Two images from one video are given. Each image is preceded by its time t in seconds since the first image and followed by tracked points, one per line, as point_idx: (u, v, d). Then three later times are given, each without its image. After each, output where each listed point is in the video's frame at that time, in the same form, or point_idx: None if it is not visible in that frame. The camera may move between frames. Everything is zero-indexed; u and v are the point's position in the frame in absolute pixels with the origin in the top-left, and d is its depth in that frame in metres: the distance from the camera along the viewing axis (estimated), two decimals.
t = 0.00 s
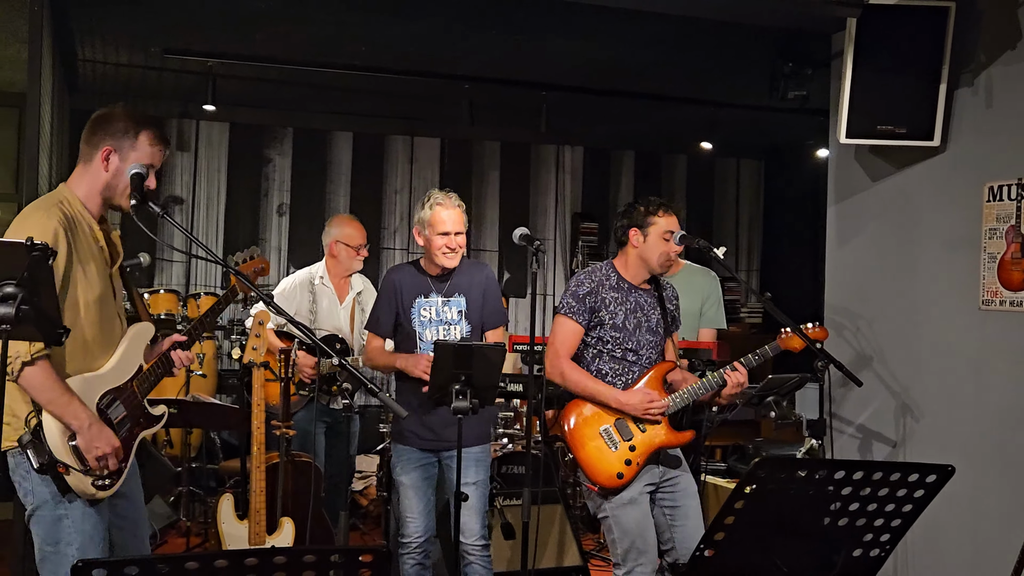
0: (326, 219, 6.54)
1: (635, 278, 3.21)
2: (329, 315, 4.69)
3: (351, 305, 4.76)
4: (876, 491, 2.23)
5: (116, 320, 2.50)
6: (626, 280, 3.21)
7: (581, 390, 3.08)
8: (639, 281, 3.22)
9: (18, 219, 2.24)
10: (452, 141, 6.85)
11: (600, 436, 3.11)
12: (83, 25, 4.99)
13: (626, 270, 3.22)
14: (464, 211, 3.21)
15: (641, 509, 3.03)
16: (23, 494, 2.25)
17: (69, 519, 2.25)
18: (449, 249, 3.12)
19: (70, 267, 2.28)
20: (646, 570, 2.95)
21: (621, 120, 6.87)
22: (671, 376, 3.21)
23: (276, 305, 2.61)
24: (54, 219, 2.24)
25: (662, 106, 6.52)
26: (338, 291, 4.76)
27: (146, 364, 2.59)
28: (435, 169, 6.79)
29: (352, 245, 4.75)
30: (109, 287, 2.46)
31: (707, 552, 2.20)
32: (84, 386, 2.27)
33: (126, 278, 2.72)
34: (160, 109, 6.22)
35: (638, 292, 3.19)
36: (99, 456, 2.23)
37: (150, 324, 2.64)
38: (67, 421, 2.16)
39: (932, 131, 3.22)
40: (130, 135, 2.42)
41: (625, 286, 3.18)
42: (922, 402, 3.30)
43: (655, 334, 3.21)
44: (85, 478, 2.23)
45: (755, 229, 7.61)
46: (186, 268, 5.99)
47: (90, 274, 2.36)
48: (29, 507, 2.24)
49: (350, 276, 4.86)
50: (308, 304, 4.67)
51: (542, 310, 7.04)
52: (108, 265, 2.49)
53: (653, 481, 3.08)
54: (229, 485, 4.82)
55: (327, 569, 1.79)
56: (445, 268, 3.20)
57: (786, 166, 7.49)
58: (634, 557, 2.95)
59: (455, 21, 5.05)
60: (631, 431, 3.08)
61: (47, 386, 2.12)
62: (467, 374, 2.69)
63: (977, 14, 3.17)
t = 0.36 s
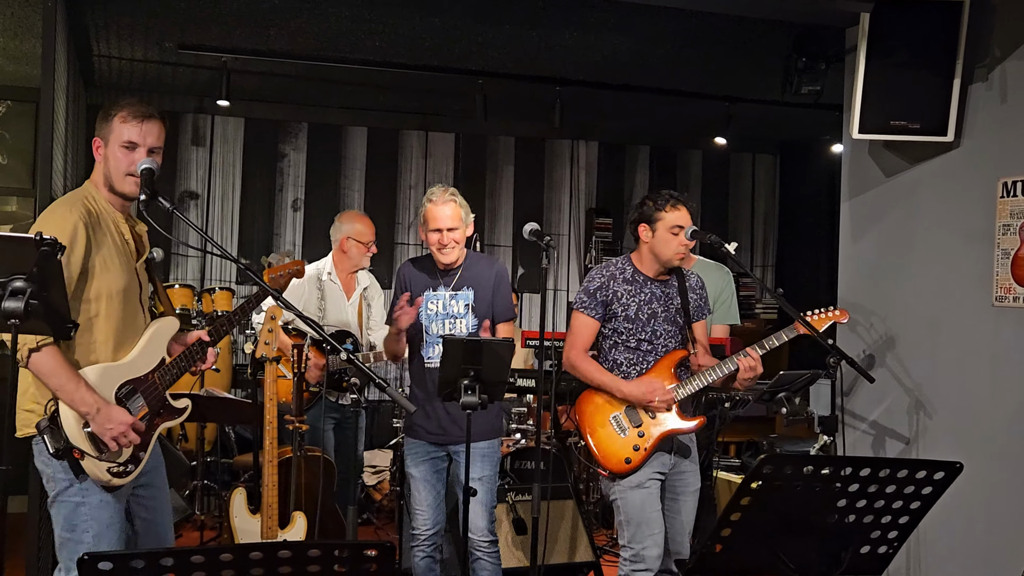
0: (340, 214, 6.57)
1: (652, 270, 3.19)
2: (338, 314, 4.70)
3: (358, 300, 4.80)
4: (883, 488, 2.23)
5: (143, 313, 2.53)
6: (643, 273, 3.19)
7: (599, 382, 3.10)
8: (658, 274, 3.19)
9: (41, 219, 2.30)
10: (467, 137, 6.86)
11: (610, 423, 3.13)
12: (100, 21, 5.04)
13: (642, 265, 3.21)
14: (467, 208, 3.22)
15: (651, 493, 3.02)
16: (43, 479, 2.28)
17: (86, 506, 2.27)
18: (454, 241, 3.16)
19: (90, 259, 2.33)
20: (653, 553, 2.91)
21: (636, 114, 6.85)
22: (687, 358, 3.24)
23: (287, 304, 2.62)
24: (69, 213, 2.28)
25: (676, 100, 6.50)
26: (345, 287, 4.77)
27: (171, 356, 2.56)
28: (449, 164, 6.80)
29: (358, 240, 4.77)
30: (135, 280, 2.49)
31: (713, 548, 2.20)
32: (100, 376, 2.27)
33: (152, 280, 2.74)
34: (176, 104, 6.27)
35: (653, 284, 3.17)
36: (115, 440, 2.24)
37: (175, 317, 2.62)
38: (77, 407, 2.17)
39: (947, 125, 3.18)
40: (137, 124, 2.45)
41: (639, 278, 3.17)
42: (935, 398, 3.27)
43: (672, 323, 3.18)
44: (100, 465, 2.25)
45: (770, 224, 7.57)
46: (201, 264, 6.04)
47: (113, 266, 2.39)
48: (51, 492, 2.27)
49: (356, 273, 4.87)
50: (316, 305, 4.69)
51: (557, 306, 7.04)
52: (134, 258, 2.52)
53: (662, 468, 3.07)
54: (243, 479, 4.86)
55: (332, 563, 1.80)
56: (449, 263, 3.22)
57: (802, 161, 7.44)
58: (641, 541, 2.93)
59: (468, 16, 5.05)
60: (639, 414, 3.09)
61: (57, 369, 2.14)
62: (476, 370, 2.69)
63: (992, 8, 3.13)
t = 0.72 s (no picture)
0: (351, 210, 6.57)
1: (671, 275, 3.18)
2: (345, 310, 4.70)
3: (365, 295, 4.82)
4: (891, 484, 2.21)
5: (164, 311, 2.53)
6: (660, 277, 3.19)
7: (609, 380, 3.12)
8: (677, 277, 3.19)
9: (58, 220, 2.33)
10: (477, 131, 6.85)
11: (617, 418, 3.19)
12: (110, 17, 5.06)
13: (660, 271, 3.21)
14: (491, 207, 3.22)
15: (668, 482, 2.99)
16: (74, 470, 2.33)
17: (108, 495, 2.29)
18: (469, 238, 3.15)
19: (105, 261, 2.33)
20: (678, 542, 2.87)
21: (647, 108, 6.82)
22: (698, 358, 3.22)
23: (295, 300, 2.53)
24: (84, 214, 2.29)
25: (687, 95, 6.47)
26: (351, 284, 4.75)
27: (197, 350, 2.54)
28: (459, 159, 6.80)
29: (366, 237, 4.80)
30: (155, 279, 2.49)
31: (721, 543, 2.19)
32: (117, 373, 2.30)
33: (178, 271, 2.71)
34: (187, 99, 6.29)
35: (671, 287, 3.16)
36: (129, 434, 2.26)
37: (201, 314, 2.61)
38: (91, 400, 2.20)
39: (958, 120, 3.16)
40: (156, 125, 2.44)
41: (658, 281, 3.17)
42: (946, 394, 3.24)
43: (685, 325, 3.19)
44: (117, 456, 2.27)
45: (782, 219, 7.53)
46: (211, 259, 6.07)
47: (128, 267, 2.39)
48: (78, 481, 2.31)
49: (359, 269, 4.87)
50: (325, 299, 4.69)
51: (567, 301, 7.03)
52: (153, 258, 2.53)
53: (676, 460, 3.06)
54: (253, 474, 4.89)
55: (335, 559, 1.81)
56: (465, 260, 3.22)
57: (814, 155, 7.39)
58: (664, 529, 2.89)
59: (478, 10, 5.04)
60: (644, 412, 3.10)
61: (71, 363, 2.17)
62: (483, 365, 2.69)
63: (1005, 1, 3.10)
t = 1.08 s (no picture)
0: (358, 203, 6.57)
1: (691, 278, 3.16)
2: (351, 303, 4.70)
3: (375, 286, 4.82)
4: (896, 479, 2.20)
5: (167, 302, 2.53)
6: (682, 281, 3.16)
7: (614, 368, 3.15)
8: (696, 281, 3.16)
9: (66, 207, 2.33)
10: (484, 124, 6.83)
11: (622, 414, 3.18)
12: (115, 10, 5.06)
13: (681, 270, 3.18)
14: (485, 197, 3.19)
15: (680, 473, 2.98)
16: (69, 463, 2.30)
17: (109, 486, 2.27)
18: (461, 228, 3.14)
19: (112, 250, 2.34)
20: (698, 529, 2.82)
21: (655, 102, 6.79)
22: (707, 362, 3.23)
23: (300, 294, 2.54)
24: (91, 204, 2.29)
25: (694, 88, 6.44)
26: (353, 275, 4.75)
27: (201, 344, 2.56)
28: (466, 152, 6.79)
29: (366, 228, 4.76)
30: (160, 269, 2.50)
31: (723, 538, 2.19)
32: (123, 357, 2.31)
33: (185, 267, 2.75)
34: (193, 92, 6.29)
35: (688, 289, 3.14)
36: (132, 422, 2.27)
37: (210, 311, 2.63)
38: (97, 387, 2.21)
39: (966, 113, 3.12)
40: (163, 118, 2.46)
41: (675, 281, 3.15)
42: (954, 388, 3.22)
43: (697, 329, 3.17)
44: (119, 445, 2.27)
45: (790, 213, 7.50)
46: (218, 252, 6.09)
47: (135, 256, 2.40)
48: (75, 472, 2.27)
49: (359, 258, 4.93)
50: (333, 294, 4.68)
51: (574, 294, 7.02)
52: (160, 248, 2.53)
53: (685, 455, 3.06)
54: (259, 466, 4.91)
55: (336, 552, 1.82)
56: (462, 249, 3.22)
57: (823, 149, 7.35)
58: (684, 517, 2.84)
59: (483, 3, 5.01)
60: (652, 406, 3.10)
61: (76, 350, 2.18)
62: (487, 358, 2.68)
63: None
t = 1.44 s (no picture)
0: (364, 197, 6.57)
1: (699, 259, 3.14)
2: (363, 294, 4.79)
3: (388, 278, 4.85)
4: (903, 474, 2.20)
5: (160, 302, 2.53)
6: (687, 257, 3.15)
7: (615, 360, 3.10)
8: (703, 263, 3.15)
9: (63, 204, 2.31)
10: (490, 118, 6.82)
11: (618, 399, 3.18)
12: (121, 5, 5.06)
13: (691, 249, 3.15)
14: (484, 199, 3.16)
15: (660, 470, 3.05)
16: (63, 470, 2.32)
17: (105, 497, 2.30)
18: (457, 235, 3.14)
19: (109, 250, 2.34)
20: (664, 529, 2.95)
21: (661, 96, 6.77)
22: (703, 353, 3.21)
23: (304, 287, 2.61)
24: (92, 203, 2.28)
25: (701, 82, 6.42)
26: (363, 266, 4.83)
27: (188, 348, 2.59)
28: (472, 146, 6.79)
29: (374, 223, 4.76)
30: (153, 268, 2.50)
31: (730, 533, 2.18)
32: (118, 361, 2.29)
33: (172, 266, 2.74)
34: (199, 86, 6.30)
35: (696, 271, 3.13)
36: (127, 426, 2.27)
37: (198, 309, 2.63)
38: (92, 391, 2.19)
39: (974, 107, 3.10)
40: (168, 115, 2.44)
41: (684, 262, 3.13)
42: (961, 383, 3.19)
43: (702, 314, 3.17)
44: (114, 452, 2.26)
45: (796, 207, 7.48)
46: (224, 246, 6.10)
47: (131, 257, 2.40)
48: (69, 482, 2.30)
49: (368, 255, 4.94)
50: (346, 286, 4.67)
51: (580, 289, 7.02)
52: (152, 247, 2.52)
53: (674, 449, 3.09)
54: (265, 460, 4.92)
55: (343, 547, 1.82)
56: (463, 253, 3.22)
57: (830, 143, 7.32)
58: (650, 516, 2.98)
59: None
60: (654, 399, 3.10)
61: (72, 353, 2.17)
62: (493, 353, 2.67)
63: None
